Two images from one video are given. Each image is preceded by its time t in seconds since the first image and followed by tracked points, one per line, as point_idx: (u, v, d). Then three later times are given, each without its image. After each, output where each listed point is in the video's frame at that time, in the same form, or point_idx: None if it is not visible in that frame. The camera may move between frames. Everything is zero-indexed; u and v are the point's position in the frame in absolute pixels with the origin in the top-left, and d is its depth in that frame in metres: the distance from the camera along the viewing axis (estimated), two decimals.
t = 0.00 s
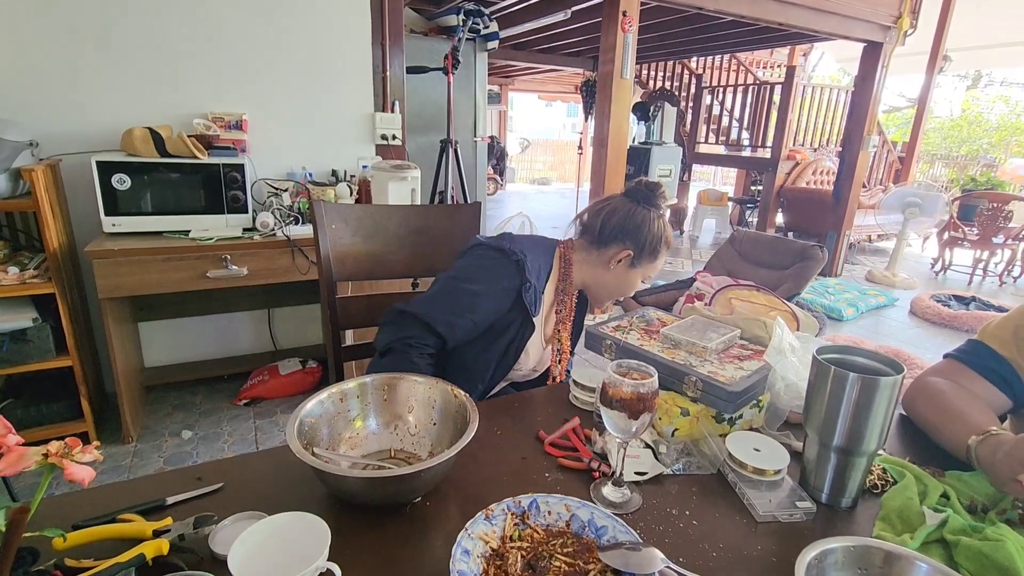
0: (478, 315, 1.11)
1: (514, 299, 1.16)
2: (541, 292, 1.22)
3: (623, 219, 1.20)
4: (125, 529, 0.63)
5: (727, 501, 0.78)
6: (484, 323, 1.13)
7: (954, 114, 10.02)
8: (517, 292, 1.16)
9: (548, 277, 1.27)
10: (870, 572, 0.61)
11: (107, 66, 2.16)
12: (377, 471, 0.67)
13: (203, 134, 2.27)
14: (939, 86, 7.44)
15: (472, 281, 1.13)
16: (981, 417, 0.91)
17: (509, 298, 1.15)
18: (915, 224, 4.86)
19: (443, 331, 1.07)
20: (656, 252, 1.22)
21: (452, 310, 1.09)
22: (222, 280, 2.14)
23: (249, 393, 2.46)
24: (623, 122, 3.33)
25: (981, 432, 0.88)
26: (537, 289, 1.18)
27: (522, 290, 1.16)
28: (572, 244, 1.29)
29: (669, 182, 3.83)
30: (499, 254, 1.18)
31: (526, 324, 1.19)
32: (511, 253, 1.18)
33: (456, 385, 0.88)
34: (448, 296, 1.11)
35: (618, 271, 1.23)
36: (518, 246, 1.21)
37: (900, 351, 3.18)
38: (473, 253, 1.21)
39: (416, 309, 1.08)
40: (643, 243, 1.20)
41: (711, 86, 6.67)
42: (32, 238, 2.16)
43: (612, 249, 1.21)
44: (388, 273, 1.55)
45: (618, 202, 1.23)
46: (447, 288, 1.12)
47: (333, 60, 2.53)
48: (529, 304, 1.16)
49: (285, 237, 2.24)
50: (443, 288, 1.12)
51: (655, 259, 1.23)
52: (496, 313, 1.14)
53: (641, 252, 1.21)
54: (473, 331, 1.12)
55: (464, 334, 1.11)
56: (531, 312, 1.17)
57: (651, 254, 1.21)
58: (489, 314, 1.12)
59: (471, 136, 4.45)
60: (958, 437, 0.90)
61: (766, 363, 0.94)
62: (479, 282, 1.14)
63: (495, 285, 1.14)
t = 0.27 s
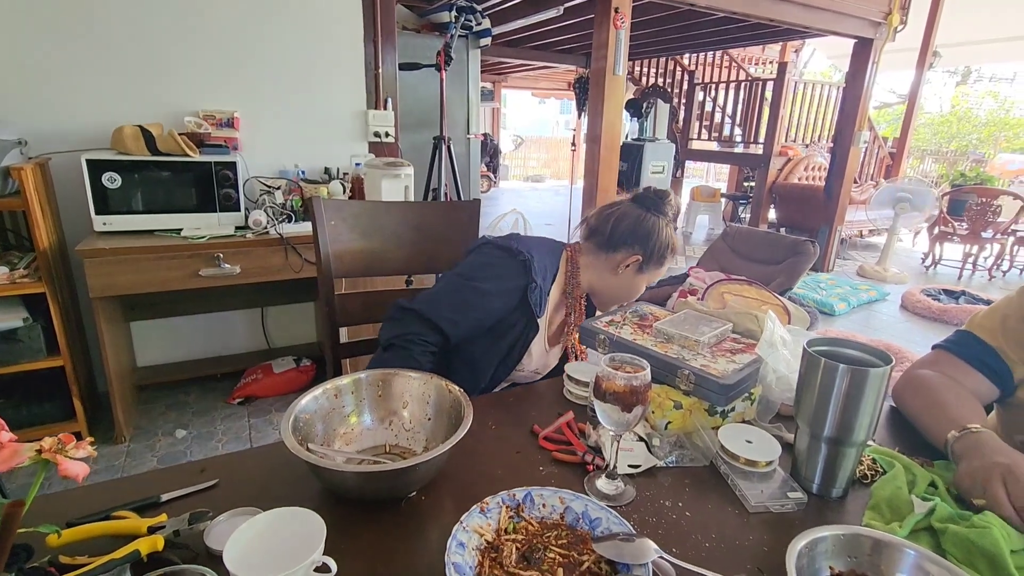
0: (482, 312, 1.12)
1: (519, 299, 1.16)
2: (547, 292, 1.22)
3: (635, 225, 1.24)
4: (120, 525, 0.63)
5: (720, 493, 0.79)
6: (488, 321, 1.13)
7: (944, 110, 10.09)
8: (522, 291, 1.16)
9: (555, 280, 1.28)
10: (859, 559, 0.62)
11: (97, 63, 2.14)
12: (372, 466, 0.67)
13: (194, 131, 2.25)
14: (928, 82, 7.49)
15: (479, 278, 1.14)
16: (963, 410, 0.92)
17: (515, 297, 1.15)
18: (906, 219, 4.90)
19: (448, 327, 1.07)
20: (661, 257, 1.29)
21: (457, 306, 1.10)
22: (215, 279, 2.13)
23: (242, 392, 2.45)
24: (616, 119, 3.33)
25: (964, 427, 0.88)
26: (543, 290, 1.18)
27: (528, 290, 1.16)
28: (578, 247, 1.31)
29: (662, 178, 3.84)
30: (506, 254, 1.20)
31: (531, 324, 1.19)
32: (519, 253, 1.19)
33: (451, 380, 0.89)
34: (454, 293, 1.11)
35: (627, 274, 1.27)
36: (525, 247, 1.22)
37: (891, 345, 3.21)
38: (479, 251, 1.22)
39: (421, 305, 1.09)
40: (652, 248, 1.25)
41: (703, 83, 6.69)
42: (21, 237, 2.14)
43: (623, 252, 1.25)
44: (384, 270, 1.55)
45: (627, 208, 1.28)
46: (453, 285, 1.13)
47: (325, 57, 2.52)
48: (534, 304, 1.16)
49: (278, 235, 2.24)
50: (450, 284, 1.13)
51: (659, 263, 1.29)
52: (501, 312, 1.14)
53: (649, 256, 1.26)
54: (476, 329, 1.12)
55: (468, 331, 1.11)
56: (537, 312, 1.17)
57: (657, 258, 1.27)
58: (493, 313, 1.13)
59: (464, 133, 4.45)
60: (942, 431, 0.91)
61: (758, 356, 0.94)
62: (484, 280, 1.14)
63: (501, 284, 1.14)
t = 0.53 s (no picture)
0: (469, 306, 1.11)
1: (507, 294, 1.15)
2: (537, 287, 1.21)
3: (627, 220, 1.27)
4: (104, 521, 0.63)
5: (706, 481, 0.79)
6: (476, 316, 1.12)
7: (931, 105, 10.18)
8: (511, 286, 1.14)
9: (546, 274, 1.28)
10: (842, 544, 0.63)
11: (80, 60, 2.11)
12: (359, 458, 0.67)
13: (180, 128, 2.23)
14: (915, 77, 7.55)
15: (469, 272, 1.14)
16: (946, 399, 0.93)
17: (503, 291, 1.14)
18: (893, 213, 4.95)
19: (435, 319, 1.07)
20: (653, 255, 1.31)
21: (446, 300, 1.10)
22: (202, 276, 2.11)
23: (232, 391, 2.44)
24: (606, 114, 3.33)
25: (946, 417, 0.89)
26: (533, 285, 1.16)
27: (518, 284, 1.14)
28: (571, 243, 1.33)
29: (652, 174, 3.85)
30: (496, 246, 1.19)
31: (520, 320, 1.16)
32: (512, 247, 1.18)
33: (438, 373, 0.89)
34: (444, 287, 1.11)
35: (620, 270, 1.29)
36: (517, 242, 1.21)
37: (878, 337, 3.25)
38: (472, 245, 1.22)
39: (410, 298, 1.10)
40: (644, 243, 1.27)
41: (693, 79, 6.71)
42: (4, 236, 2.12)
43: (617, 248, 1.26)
44: (373, 264, 1.54)
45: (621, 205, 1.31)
46: (444, 279, 1.13)
47: (312, 53, 2.50)
48: (525, 300, 1.14)
49: (266, 231, 2.22)
50: (440, 277, 1.13)
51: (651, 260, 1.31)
52: (489, 307, 1.13)
53: (641, 252, 1.28)
54: (464, 322, 1.11)
55: (457, 324, 1.10)
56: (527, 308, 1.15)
57: (649, 255, 1.29)
58: (480, 307, 1.12)
59: (454, 129, 4.44)
60: (926, 421, 0.92)
61: (744, 346, 0.95)
62: (474, 274, 1.14)
63: (491, 277, 1.14)
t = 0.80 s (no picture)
0: (442, 301, 1.11)
1: (476, 281, 1.16)
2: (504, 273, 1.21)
3: (589, 192, 1.21)
4: (87, 524, 0.62)
5: (694, 475, 0.80)
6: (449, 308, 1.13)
7: (916, 101, 10.29)
8: (477, 273, 1.15)
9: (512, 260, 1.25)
10: (825, 534, 0.64)
11: (61, 58, 2.08)
12: (346, 456, 0.67)
13: (165, 127, 2.21)
14: (901, 74, 7.63)
15: (436, 266, 1.14)
16: (924, 388, 0.94)
17: (472, 279, 1.15)
18: (880, 209, 5.00)
19: (409, 318, 1.08)
20: (622, 226, 1.23)
21: (417, 296, 1.10)
22: (190, 277, 2.10)
23: (221, 392, 2.42)
24: (595, 112, 3.34)
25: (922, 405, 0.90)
26: (499, 270, 1.18)
27: (484, 272, 1.15)
28: (537, 223, 1.29)
29: (641, 171, 3.86)
30: (459, 237, 1.19)
31: (492, 304, 1.18)
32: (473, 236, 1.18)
33: (426, 371, 0.89)
34: (413, 285, 1.11)
35: (583, 246, 1.23)
36: (478, 229, 1.21)
37: (865, 332, 3.29)
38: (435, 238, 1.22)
39: (380, 301, 1.08)
40: (609, 215, 1.20)
41: (682, 76, 6.74)
42: None
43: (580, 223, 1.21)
44: (362, 263, 1.53)
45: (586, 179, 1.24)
46: (412, 277, 1.12)
47: (298, 52, 2.48)
48: (493, 284, 1.16)
49: (253, 231, 2.21)
50: (407, 276, 1.13)
51: (619, 233, 1.24)
52: (460, 298, 1.14)
53: (607, 224, 1.21)
54: (439, 316, 1.12)
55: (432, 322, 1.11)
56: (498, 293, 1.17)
57: (616, 228, 1.22)
58: (453, 298, 1.12)
59: (443, 128, 4.42)
60: (902, 410, 0.93)
61: (730, 341, 0.96)
62: (441, 267, 1.14)
63: (458, 268, 1.14)
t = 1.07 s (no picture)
0: (396, 299, 1.12)
1: (428, 271, 1.16)
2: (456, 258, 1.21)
3: (526, 158, 1.20)
4: (78, 527, 0.62)
5: (684, 471, 0.81)
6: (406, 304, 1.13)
7: (902, 100, 10.40)
8: (427, 264, 1.15)
9: (464, 240, 1.26)
10: (811, 527, 0.65)
11: (48, 61, 2.07)
12: (338, 457, 0.67)
13: (154, 130, 2.19)
14: (888, 73, 7.71)
15: (380, 268, 1.13)
16: (903, 381, 0.96)
17: (422, 272, 1.15)
18: (869, 207, 5.05)
19: (366, 322, 1.10)
20: (566, 186, 1.22)
21: (371, 298, 1.11)
22: (180, 280, 2.09)
23: (213, 396, 2.41)
24: (585, 112, 3.36)
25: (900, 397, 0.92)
26: (448, 254, 1.16)
27: (432, 260, 1.14)
28: (482, 200, 1.30)
29: (632, 171, 3.88)
30: (398, 233, 1.18)
31: (450, 289, 1.18)
32: (409, 229, 1.17)
33: (418, 371, 0.89)
34: (364, 290, 1.12)
35: (530, 212, 1.23)
36: (420, 220, 1.20)
37: (854, 328, 3.32)
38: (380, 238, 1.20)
39: (336, 310, 1.10)
40: (548, 177, 1.19)
41: (672, 76, 6.77)
42: None
43: (521, 189, 1.21)
44: (353, 264, 1.53)
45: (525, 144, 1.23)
46: (361, 282, 1.13)
47: (288, 53, 2.48)
48: (443, 270, 1.15)
49: (244, 234, 2.20)
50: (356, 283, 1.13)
51: (565, 194, 1.22)
52: (415, 290, 1.15)
53: (548, 187, 1.20)
54: (400, 312, 1.14)
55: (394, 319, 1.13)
56: (452, 278, 1.16)
57: (560, 189, 1.21)
58: (409, 294, 1.13)
59: (434, 129, 4.42)
60: (880, 402, 0.95)
61: (720, 338, 0.97)
62: (392, 265, 1.14)
63: (403, 262, 1.14)
